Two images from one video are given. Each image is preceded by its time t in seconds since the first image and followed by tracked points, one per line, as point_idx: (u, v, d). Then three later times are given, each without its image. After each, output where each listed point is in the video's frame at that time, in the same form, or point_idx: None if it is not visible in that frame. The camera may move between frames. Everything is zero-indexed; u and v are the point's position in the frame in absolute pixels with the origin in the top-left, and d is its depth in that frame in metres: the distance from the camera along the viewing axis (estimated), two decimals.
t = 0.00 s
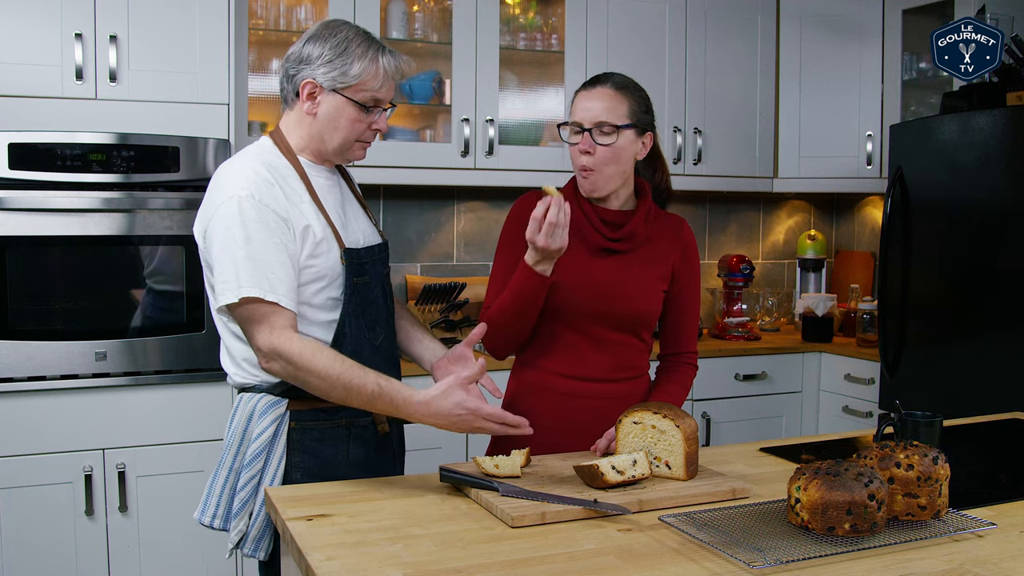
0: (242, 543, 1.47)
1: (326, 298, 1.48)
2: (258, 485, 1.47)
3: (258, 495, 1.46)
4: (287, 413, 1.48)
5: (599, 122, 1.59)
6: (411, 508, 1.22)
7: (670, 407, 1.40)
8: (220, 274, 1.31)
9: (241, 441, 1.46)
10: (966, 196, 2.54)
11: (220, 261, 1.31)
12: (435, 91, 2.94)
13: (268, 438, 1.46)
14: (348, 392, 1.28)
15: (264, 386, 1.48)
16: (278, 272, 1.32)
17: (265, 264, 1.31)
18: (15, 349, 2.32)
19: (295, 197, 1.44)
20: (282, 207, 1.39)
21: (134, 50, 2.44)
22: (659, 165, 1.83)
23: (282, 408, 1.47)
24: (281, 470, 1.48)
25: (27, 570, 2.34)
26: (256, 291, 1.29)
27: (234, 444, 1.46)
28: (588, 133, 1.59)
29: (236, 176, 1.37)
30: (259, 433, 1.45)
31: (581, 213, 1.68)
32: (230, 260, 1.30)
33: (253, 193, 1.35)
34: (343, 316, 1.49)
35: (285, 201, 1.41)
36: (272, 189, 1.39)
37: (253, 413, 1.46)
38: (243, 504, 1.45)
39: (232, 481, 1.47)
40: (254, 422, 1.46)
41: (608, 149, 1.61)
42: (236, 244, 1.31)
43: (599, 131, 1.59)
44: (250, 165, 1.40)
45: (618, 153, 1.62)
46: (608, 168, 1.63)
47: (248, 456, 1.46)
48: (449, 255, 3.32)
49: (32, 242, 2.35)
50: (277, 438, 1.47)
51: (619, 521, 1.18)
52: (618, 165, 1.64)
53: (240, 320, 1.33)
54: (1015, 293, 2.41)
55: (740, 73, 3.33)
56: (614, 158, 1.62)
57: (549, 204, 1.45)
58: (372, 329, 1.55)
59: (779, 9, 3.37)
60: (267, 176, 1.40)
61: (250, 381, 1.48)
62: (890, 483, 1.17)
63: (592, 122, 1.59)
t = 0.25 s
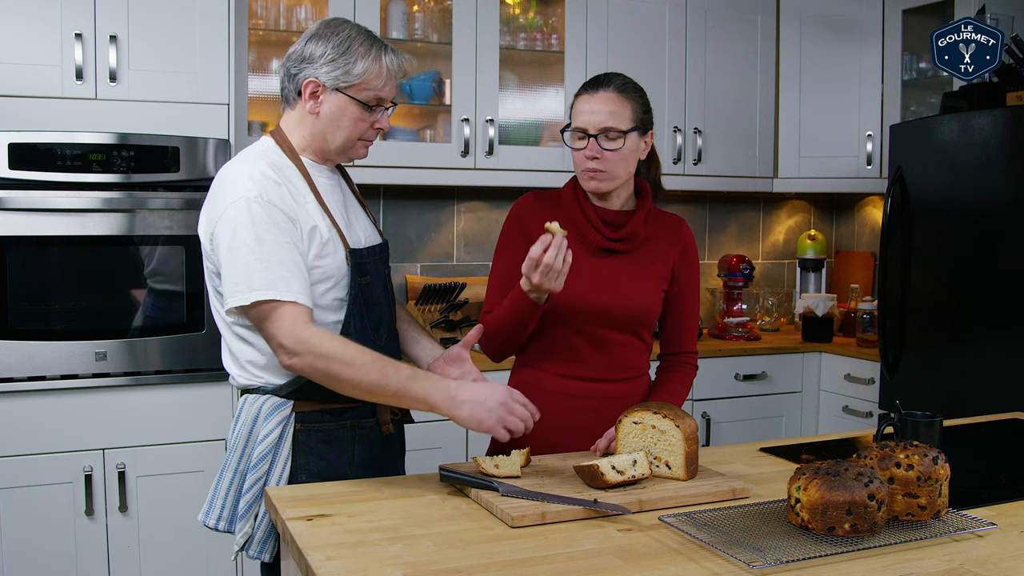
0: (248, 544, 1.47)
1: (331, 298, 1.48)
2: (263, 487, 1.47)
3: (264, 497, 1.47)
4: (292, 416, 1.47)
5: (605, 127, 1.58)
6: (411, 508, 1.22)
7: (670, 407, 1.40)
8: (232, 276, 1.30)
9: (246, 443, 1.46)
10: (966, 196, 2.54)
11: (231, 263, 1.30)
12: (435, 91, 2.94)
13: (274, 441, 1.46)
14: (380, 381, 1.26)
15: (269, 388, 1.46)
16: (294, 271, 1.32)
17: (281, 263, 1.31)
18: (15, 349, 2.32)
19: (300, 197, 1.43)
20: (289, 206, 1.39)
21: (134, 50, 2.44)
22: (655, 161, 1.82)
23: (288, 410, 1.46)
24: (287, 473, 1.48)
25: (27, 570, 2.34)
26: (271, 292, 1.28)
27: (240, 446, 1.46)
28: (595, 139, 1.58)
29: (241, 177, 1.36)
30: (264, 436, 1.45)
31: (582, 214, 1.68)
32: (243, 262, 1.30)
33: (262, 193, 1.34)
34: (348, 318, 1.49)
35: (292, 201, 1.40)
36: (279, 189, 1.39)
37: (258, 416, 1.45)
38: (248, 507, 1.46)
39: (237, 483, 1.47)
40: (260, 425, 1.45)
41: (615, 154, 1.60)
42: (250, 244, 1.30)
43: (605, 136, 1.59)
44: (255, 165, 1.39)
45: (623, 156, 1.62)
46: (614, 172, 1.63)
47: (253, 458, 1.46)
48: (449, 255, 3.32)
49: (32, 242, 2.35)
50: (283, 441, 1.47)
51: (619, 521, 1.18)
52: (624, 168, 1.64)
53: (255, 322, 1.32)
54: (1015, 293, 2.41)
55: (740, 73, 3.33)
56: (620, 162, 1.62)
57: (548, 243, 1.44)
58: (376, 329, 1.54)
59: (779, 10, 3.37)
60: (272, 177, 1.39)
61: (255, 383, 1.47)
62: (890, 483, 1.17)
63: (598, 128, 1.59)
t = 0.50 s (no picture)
0: (248, 546, 1.46)
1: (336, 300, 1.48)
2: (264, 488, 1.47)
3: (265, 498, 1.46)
4: (295, 417, 1.47)
5: (611, 131, 1.58)
6: (411, 508, 1.22)
7: (670, 407, 1.40)
8: (260, 276, 1.28)
9: (248, 445, 1.45)
10: (966, 196, 2.54)
11: (257, 263, 1.28)
12: (435, 91, 2.94)
13: (277, 443, 1.45)
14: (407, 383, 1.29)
15: (271, 390, 1.46)
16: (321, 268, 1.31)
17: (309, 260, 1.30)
18: (15, 349, 2.32)
19: (309, 198, 1.42)
20: (301, 206, 1.38)
21: (134, 50, 2.44)
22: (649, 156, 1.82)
23: (290, 412, 1.46)
24: (289, 473, 1.48)
25: (27, 570, 2.34)
26: (305, 288, 1.27)
27: (242, 447, 1.45)
28: (599, 143, 1.57)
29: (254, 177, 1.34)
30: (267, 438, 1.44)
31: (583, 213, 1.67)
32: (270, 261, 1.28)
33: (276, 194, 1.33)
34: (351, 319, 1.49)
35: (303, 202, 1.39)
36: (289, 189, 1.37)
37: (261, 417, 1.44)
38: (249, 508, 1.45)
39: (238, 483, 1.47)
40: (262, 426, 1.45)
41: (619, 156, 1.60)
42: (275, 244, 1.28)
43: (610, 141, 1.58)
44: (265, 166, 1.37)
45: (627, 157, 1.61)
46: (619, 174, 1.62)
47: (255, 460, 1.46)
48: (449, 255, 3.32)
49: (32, 242, 2.35)
50: (286, 442, 1.47)
51: (619, 521, 1.18)
52: (628, 168, 1.63)
53: (284, 322, 1.30)
54: (1015, 293, 2.41)
55: (741, 73, 3.33)
56: (624, 165, 1.62)
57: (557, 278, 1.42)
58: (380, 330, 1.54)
59: (779, 9, 3.37)
60: (281, 177, 1.38)
61: (258, 385, 1.47)
62: (890, 483, 1.17)
63: (603, 132, 1.57)
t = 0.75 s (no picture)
0: (253, 547, 1.47)
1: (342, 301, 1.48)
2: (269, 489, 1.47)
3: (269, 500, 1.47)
4: (299, 419, 1.47)
5: (614, 137, 1.56)
6: (411, 508, 1.22)
7: (670, 407, 1.40)
8: (266, 279, 1.28)
9: (253, 446, 1.45)
10: (967, 195, 2.54)
11: (264, 266, 1.28)
12: (435, 92, 2.94)
13: (281, 444, 1.46)
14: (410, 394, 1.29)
15: (275, 391, 1.46)
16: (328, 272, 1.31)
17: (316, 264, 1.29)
18: (15, 349, 2.32)
19: (317, 198, 1.42)
20: (310, 208, 1.37)
21: (134, 50, 2.44)
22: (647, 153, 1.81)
23: (295, 413, 1.46)
24: (294, 474, 1.49)
25: (27, 570, 2.34)
26: (312, 292, 1.27)
27: (246, 449, 1.45)
28: (603, 150, 1.57)
29: (262, 178, 1.34)
30: (271, 439, 1.44)
31: (584, 213, 1.66)
32: (278, 264, 1.28)
33: (284, 196, 1.33)
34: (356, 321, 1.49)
35: (311, 203, 1.39)
36: (298, 191, 1.37)
37: (265, 418, 1.44)
38: (253, 510, 1.45)
39: (243, 485, 1.47)
40: (266, 427, 1.44)
41: (623, 162, 1.60)
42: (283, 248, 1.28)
43: (614, 147, 1.57)
44: (274, 167, 1.37)
45: (630, 162, 1.61)
46: (623, 178, 1.62)
47: (260, 461, 1.46)
48: (449, 255, 3.32)
49: (32, 242, 2.35)
50: (290, 444, 1.47)
51: (619, 521, 1.18)
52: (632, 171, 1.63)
53: (290, 325, 1.30)
54: (1015, 293, 2.41)
55: (741, 73, 3.33)
56: (628, 169, 1.61)
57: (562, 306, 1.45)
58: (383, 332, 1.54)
59: (779, 10, 3.37)
60: (290, 178, 1.37)
61: (263, 385, 1.46)
62: (890, 483, 1.17)
63: (607, 139, 1.56)
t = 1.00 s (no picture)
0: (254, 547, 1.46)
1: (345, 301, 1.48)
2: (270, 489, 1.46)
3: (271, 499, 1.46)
4: (301, 419, 1.47)
5: (611, 139, 1.56)
6: (411, 508, 1.22)
7: (670, 407, 1.41)
8: (255, 280, 1.28)
9: (255, 446, 1.45)
10: (966, 195, 2.54)
11: (257, 266, 1.28)
12: (435, 92, 2.94)
13: (284, 443, 1.45)
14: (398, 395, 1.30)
15: (277, 391, 1.46)
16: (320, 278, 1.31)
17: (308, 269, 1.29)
18: (15, 349, 2.32)
19: (319, 201, 1.42)
20: (310, 211, 1.37)
21: (134, 50, 2.44)
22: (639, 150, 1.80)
23: (298, 412, 1.46)
24: (295, 475, 1.49)
25: (26, 570, 2.34)
26: (301, 297, 1.27)
27: (248, 448, 1.45)
28: (600, 152, 1.56)
29: (264, 178, 1.34)
30: (274, 439, 1.44)
31: (579, 213, 1.66)
32: (270, 266, 1.28)
33: (285, 198, 1.32)
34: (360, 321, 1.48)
35: (312, 206, 1.39)
36: (299, 193, 1.37)
37: (268, 417, 1.44)
38: (255, 510, 1.43)
39: (245, 484, 1.46)
40: (269, 427, 1.44)
41: (620, 163, 1.59)
42: (277, 250, 1.28)
43: (610, 150, 1.58)
44: (277, 168, 1.37)
45: (627, 163, 1.61)
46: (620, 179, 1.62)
47: (262, 460, 1.46)
48: (449, 255, 3.32)
49: (32, 242, 2.35)
50: (292, 443, 1.47)
51: (619, 521, 1.18)
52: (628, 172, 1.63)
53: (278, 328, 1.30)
54: (1015, 292, 2.41)
55: (741, 73, 3.33)
56: (624, 169, 1.61)
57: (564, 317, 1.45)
58: (388, 333, 1.53)
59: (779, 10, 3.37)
60: (293, 181, 1.37)
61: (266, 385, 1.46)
62: (890, 483, 1.17)
63: (603, 141, 1.56)
